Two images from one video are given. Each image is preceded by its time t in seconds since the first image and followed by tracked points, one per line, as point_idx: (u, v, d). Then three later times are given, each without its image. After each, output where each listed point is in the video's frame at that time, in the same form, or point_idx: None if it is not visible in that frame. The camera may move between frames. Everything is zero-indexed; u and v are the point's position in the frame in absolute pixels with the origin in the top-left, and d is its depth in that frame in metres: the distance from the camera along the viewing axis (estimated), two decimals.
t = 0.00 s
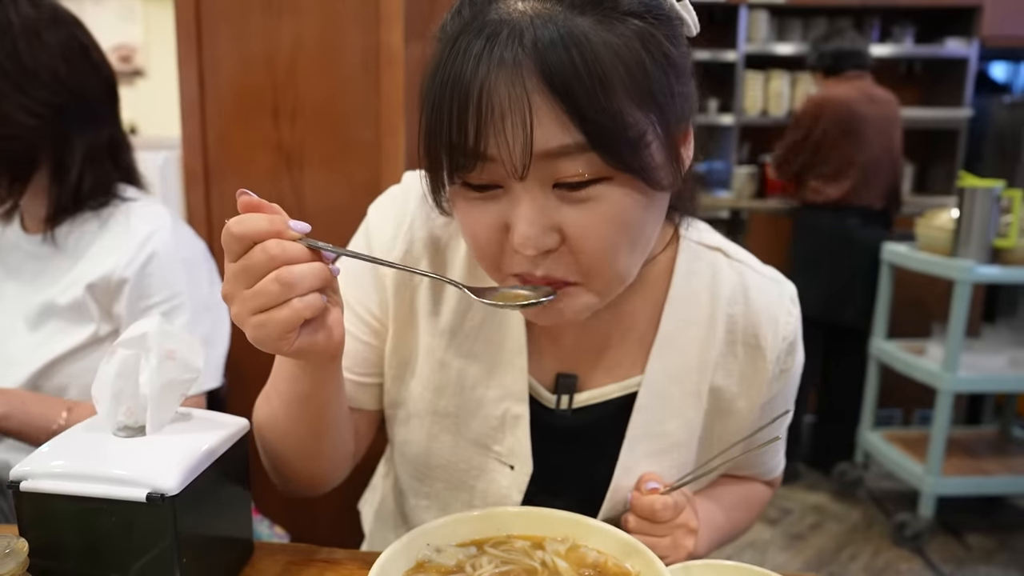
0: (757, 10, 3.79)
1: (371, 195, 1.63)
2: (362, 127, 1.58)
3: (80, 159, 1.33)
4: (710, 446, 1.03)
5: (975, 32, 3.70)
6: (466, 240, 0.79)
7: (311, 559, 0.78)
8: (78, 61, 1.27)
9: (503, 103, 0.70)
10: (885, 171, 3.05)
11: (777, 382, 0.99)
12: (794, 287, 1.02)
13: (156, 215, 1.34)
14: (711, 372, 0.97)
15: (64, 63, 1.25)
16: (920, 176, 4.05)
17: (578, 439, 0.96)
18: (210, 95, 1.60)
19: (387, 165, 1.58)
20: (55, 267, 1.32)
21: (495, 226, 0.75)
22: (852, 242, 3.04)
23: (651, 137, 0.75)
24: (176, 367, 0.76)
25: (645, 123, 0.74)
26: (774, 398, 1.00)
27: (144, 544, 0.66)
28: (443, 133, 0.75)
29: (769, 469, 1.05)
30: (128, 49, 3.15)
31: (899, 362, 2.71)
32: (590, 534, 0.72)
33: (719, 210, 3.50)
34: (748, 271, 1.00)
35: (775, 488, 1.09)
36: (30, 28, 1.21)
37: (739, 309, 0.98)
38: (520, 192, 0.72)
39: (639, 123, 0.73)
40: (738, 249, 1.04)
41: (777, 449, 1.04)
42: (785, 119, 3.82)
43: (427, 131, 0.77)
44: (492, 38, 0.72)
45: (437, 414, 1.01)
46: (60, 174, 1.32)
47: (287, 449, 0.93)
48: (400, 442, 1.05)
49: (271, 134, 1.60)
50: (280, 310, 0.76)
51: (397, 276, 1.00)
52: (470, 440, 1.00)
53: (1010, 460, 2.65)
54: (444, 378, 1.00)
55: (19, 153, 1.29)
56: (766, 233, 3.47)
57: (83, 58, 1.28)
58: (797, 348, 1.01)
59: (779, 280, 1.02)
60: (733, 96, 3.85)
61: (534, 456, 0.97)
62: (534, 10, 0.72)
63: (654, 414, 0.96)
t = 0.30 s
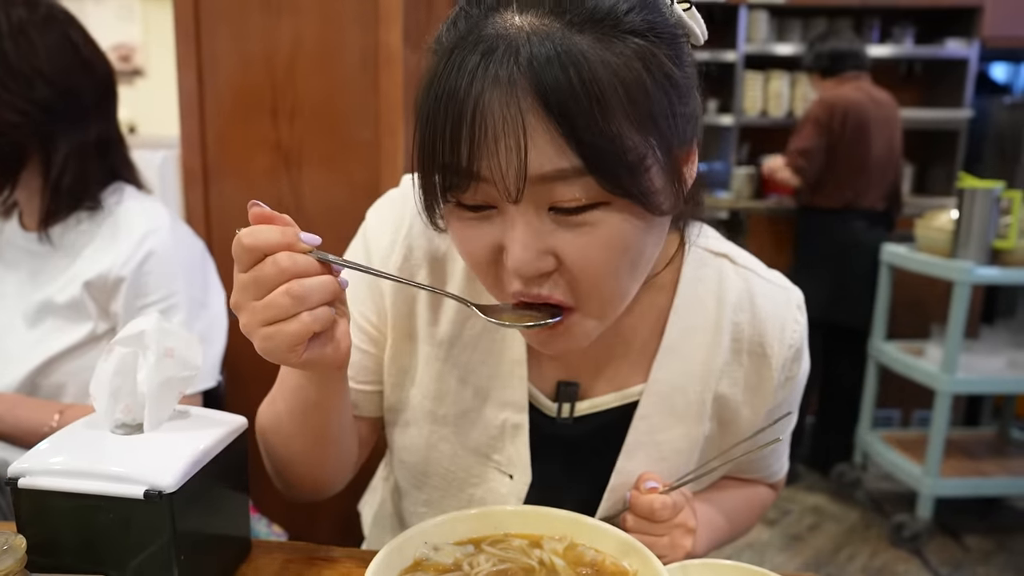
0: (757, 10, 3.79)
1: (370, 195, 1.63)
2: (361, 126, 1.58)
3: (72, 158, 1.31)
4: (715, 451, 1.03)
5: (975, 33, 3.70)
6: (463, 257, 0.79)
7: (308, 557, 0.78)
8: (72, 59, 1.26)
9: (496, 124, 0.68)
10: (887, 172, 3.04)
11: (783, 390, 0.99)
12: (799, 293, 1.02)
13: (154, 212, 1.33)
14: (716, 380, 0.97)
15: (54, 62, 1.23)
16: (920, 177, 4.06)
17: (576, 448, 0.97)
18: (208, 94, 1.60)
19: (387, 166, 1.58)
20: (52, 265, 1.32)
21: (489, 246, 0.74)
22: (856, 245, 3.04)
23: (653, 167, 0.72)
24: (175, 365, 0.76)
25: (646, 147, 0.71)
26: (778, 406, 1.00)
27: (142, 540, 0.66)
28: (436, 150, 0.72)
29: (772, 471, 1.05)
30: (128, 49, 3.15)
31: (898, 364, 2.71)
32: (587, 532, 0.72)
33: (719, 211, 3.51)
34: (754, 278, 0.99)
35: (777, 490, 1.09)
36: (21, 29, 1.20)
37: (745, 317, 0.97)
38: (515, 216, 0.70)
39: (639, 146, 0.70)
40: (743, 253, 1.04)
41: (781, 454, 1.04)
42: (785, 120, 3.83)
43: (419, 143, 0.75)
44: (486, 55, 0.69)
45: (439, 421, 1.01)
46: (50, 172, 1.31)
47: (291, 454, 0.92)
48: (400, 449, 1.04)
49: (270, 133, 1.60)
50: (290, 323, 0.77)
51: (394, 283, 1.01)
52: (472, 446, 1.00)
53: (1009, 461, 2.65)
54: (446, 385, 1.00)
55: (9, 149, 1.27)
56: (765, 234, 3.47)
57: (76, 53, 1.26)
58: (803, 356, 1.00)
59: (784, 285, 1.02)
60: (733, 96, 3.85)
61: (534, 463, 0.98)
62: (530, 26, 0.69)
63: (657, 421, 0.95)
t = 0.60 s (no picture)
0: (758, 6, 3.79)
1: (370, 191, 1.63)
2: (361, 122, 1.58)
3: (68, 152, 1.31)
4: (716, 447, 1.03)
5: (976, 29, 3.69)
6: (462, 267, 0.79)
7: (306, 552, 0.78)
8: (71, 54, 1.26)
9: (494, 142, 0.68)
10: (887, 167, 3.04)
11: (785, 386, 0.99)
12: (801, 289, 1.01)
13: (152, 207, 1.33)
14: (717, 377, 0.97)
15: (51, 56, 1.23)
16: (920, 174, 4.05)
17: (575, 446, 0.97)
18: (208, 91, 1.60)
19: (387, 163, 1.58)
20: (50, 260, 1.32)
21: (488, 259, 0.74)
22: (858, 242, 3.03)
23: (653, 183, 0.72)
24: (174, 359, 0.76)
25: (645, 161, 0.70)
26: (780, 402, 1.00)
27: (141, 534, 0.66)
28: (434, 161, 0.72)
29: (774, 466, 1.05)
30: (128, 45, 3.15)
31: (898, 360, 2.71)
32: (587, 527, 0.72)
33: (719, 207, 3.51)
34: (756, 274, 0.99)
35: (779, 485, 1.09)
36: (18, 24, 1.20)
37: (747, 313, 0.97)
38: (515, 231, 0.70)
39: (639, 160, 0.70)
40: (744, 249, 1.04)
41: (783, 449, 1.04)
42: (785, 116, 3.82)
43: (415, 149, 0.75)
44: (483, 68, 0.68)
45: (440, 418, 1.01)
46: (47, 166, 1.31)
47: (291, 450, 0.92)
48: (400, 445, 1.04)
49: (270, 131, 1.60)
50: (298, 317, 0.77)
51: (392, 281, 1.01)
52: (473, 444, 1.00)
53: (1008, 457, 2.65)
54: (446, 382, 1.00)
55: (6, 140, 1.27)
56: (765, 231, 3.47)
57: (75, 48, 1.27)
58: (805, 352, 1.00)
59: (786, 281, 1.01)
60: (733, 92, 3.85)
61: (535, 460, 0.98)
62: (528, 36, 0.68)
63: (658, 417, 0.95)
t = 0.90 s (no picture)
0: (757, 4, 3.79)
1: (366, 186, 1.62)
2: (359, 120, 1.57)
3: (66, 151, 1.30)
4: (711, 435, 1.03)
5: (975, 27, 3.69)
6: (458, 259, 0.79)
7: (305, 551, 0.78)
8: (67, 51, 1.26)
9: (490, 140, 0.68)
10: (886, 165, 3.05)
11: (777, 371, 0.98)
12: (792, 275, 1.01)
13: (151, 205, 1.33)
14: (708, 364, 0.97)
15: (47, 54, 1.23)
16: (918, 172, 4.05)
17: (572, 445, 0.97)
18: (206, 88, 1.60)
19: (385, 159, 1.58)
20: (49, 259, 1.32)
21: (485, 251, 0.74)
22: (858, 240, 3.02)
23: (645, 176, 0.72)
24: (171, 358, 0.76)
25: (638, 152, 0.71)
26: (773, 389, 0.99)
27: (140, 533, 0.66)
28: (429, 157, 0.72)
29: (772, 456, 1.05)
30: (126, 44, 3.15)
31: (898, 359, 2.71)
32: (585, 525, 0.71)
33: (718, 206, 3.50)
34: (745, 261, 0.99)
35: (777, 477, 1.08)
36: (15, 22, 1.20)
37: (735, 299, 0.97)
38: (512, 224, 0.71)
39: (631, 152, 0.70)
40: (735, 238, 1.03)
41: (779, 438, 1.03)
42: (785, 115, 3.82)
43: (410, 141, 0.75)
44: (476, 66, 0.68)
45: (433, 405, 1.00)
46: (44, 165, 1.30)
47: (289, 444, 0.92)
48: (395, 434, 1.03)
49: (268, 129, 1.60)
50: (263, 333, 0.78)
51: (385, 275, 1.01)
52: (466, 433, 0.99)
53: (1007, 455, 2.65)
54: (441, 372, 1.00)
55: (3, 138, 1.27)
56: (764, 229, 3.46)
57: (71, 44, 1.26)
58: (797, 338, 0.99)
59: (776, 268, 1.00)
60: (733, 90, 3.85)
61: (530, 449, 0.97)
62: (519, 32, 0.68)
63: (650, 405, 0.96)
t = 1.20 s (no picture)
0: (756, 3, 3.79)
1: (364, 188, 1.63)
2: (359, 120, 1.57)
3: (66, 152, 1.30)
4: (694, 406, 1.03)
5: (973, 26, 3.70)
6: (473, 211, 0.81)
7: (304, 551, 0.78)
8: (64, 50, 1.25)
9: (534, 100, 0.69)
10: (886, 163, 3.04)
11: (750, 329, 1.01)
12: (756, 239, 1.05)
13: (150, 205, 1.33)
14: (685, 324, 0.99)
15: (45, 54, 1.22)
16: (917, 171, 4.05)
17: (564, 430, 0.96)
18: (206, 86, 1.60)
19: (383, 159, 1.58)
20: (48, 260, 1.31)
21: (513, 204, 0.76)
22: (859, 239, 3.00)
23: (660, 125, 0.76)
24: (171, 358, 0.75)
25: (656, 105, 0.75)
26: (748, 348, 1.01)
27: (140, 533, 0.66)
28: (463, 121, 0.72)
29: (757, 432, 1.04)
30: (126, 44, 3.14)
31: (898, 358, 2.70)
32: (586, 525, 0.72)
33: (717, 204, 3.50)
34: (711, 225, 1.03)
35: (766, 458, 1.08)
36: (12, 22, 1.20)
37: (704, 259, 1.00)
38: (546, 174, 0.73)
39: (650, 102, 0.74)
40: (701, 208, 1.07)
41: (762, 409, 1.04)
42: (784, 114, 3.82)
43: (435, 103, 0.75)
44: (516, 28, 0.69)
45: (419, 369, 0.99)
46: (44, 166, 1.30)
47: (309, 437, 0.97)
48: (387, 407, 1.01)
49: (268, 129, 1.61)
50: (335, 349, 0.83)
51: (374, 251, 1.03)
52: (456, 398, 0.98)
53: (1008, 453, 2.65)
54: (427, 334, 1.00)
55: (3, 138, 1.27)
56: (762, 228, 3.46)
57: (68, 43, 1.26)
58: (766, 296, 1.02)
59: (740, 232, 1.05)
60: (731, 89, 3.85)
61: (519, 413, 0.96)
62: None
63: (630, 368, 0.96)
